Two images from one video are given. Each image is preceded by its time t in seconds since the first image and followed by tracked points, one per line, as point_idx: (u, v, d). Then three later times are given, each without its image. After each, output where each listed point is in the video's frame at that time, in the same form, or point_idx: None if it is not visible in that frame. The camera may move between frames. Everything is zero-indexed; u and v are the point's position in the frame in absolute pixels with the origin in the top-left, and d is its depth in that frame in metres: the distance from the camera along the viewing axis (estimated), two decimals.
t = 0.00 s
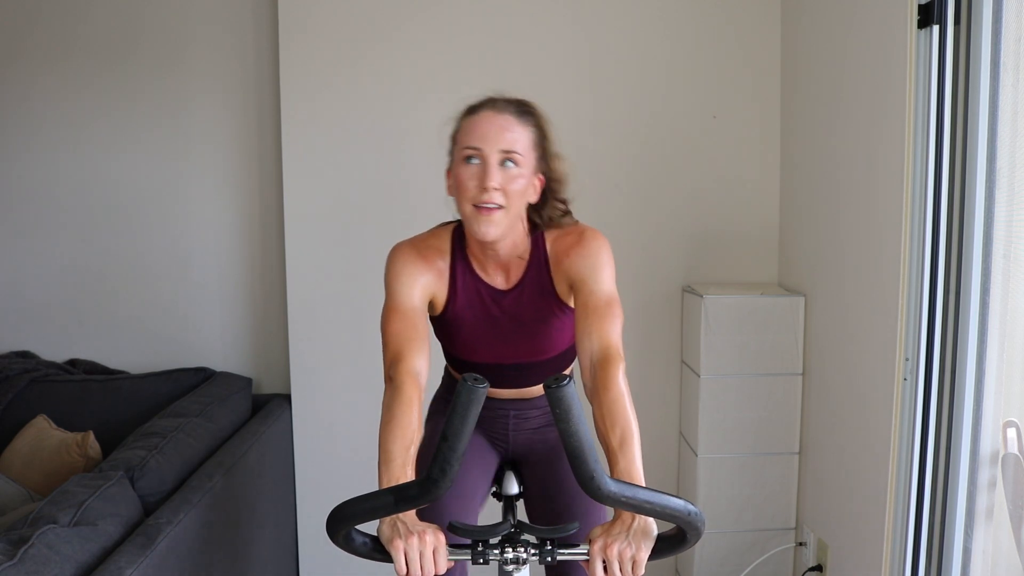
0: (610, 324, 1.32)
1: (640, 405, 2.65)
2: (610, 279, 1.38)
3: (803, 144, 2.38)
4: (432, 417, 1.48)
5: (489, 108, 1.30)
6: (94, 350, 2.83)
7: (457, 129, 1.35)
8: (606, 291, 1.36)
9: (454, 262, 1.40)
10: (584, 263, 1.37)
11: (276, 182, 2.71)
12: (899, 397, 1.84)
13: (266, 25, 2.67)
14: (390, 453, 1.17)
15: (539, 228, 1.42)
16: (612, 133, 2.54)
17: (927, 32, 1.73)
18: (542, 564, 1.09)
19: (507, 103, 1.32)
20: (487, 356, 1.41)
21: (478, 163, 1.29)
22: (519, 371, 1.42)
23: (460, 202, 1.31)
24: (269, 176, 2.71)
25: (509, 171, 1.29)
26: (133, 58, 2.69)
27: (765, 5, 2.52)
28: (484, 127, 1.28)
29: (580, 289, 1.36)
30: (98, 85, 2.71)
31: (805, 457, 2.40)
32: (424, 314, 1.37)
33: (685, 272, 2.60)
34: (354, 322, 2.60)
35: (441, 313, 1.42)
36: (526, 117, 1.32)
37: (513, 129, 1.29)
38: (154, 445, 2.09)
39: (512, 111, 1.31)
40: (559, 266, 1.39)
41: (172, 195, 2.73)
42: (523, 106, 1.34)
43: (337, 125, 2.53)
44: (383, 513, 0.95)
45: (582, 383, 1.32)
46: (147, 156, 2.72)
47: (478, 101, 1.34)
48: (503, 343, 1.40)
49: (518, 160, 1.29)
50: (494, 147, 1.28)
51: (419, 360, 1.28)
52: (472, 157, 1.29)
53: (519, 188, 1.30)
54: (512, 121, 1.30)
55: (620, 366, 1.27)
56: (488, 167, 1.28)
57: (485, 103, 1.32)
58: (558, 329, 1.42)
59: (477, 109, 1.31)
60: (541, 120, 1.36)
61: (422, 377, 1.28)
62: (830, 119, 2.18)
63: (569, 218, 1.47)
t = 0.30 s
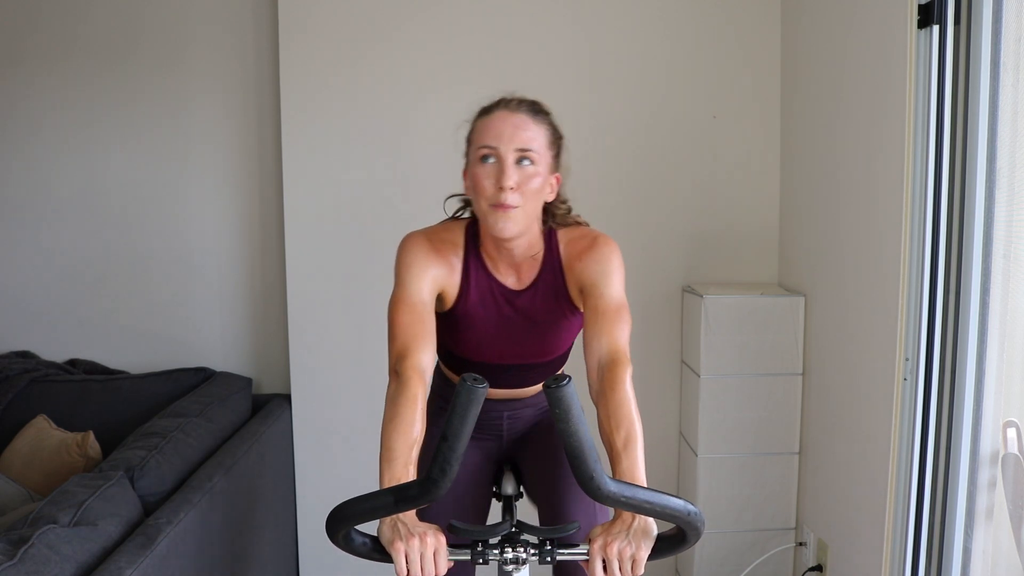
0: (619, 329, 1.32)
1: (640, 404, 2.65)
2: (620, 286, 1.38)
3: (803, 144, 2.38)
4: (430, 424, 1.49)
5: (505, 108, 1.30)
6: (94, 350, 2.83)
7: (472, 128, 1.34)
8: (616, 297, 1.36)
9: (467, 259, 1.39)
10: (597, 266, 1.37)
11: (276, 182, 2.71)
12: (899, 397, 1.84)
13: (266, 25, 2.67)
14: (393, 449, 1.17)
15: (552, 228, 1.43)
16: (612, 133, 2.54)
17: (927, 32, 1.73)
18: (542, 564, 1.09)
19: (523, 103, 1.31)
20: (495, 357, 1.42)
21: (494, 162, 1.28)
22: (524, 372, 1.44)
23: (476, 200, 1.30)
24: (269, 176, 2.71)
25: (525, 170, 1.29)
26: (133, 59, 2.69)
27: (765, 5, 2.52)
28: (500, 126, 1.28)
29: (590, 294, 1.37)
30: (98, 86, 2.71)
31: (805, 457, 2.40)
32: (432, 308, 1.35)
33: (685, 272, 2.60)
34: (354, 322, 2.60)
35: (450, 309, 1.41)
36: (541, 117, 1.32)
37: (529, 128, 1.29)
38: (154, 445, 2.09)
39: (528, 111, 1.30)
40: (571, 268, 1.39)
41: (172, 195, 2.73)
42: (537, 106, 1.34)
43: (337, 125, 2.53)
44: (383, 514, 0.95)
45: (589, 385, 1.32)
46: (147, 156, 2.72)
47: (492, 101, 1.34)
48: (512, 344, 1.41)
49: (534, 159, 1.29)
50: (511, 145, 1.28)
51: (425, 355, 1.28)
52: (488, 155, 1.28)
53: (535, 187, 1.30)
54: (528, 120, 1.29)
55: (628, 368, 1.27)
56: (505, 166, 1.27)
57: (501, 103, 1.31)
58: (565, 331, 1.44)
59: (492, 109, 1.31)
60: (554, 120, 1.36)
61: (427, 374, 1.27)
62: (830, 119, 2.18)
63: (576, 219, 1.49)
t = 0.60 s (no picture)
0: (610, 325, 1.32)
1: (640, 404, 2.65)
2: (611, 280, 1.38)
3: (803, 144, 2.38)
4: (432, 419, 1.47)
5: (489, 107, 1.32)
6: (94, 350, 2.83)
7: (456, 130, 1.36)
8: (606, 291, 1.36)
9: (455, 261, 1.40)
10: (585, 261, 1.38)
11: (276, 181, 2.71)
12: (899, 397, 1.84)
13: (266, 25, 2.67)
14: (392, 453, 1.17)
15: (540, 227, 1.44)
16: (613, 133, 2.54)
17: (927, 33, 1.73)
18: (542, 565, 1.09)
19: (507, 101, 1.33)
20: (489, 356, 1.40)
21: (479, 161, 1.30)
22: (519, 371, 1.42)
23: (463, 201, 1.32)
24: (269, 176, 2.71)
25: (511, 168, 1.30)
26: (133, 59, 2.69)
27: (766, 5, 2.52)
28: (486, 125, 1.30)
29: (580, 289, 1.36)
30: (98, 85, 2.71)
31: (805, 457, 2.40)
32: (424, 312, 1.37)
33: (685, 272, 2.60)
34: (354, 321, 2.60)
35: (442, 313, 1.42)
36: (525, 115, 1.33)
37: (513, 127, 1.31)
38: (154, 445, 2.09)
39: (512, 109, 1.32)
40: (559, 265, 1.39)
41: (172, 195, 2.73)
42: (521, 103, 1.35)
43: (337, 125, 2.53)
44: (384, 513, 0.95)
45: (583, 383, 1.32)
46: (147, 155, 2.72)
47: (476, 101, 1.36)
48: (505, 343, 1.39)
49: (519, 157, 1.31)
50: (495, 144, 1.29)
51: (421, 359, 1.28)
52: (473, 155, 1.30)
53: (521, 185, 1.32)
54: (512, 118, 1.31)
55: (623, 365, 1.27)
56: (490, 165, 1.29)
57: (485, 102, 1.33)
58: (559, 331, 1.42)
59: (476, 108, 1.32)
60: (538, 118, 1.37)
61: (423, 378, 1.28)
62: (830, 119, 2.18)
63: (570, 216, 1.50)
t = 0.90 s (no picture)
0: (620, 331, 1.32)
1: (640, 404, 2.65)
2: (622, 289, 1.39)
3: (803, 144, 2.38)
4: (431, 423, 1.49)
5: (520, 108, 1.30)
6: (94, 350, 2.83)
7: (483, 128, 1.34)
8: (618, 300, 1.36)
9: (471, 260, 1.39)
10: (600, 268, 1.38)
11: (275, 181, 2.71)
12: (899, 397, 1.84)
13: (267, 25, 2.67)
14: (396, 451, 1.17)
15: (557, 231, 1.42)
16: (613, 133, 2.54)
17: (927, 32, 1.73)
18: (542, 565, 1.08)
19: (538, 103, 1.31)
20: (497, 358, 1.42)
21: (509, 164, 1.28)
22: (524, 375, 1.44)
23: (490, 202, 1.30)
24: (269, 176, 2.71)
25: (540, 173, 1.29)
26: (133, 59, 2.69)
27: (766, 6, 2.52)
28: (516, 128, 1.28)
29: (592, 296, 1.37)
30: (99, 85, 2.71)
31: (805, 457, 2.40)
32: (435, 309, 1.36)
33: (685, 272, 2.60)
34: (354, 321, 2.60)
35: (454, 309, 1.41)
36: (555, 118, 1.31)
37: (543, 131, 1.29)
38: (154, 445, 2.09)
39: (543, 112, 1.30)
40: (573, 270, 1.39)
41: (172, 195, 2.74)
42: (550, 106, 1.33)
43: (337, 125, 2.53)
44: (383, 513, 0.95)
45: (591, 388, 1.32)
46: (147, 155, 2.72)
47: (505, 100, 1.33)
48: (516, 345, 1.40)
49: (549, 162, 1.29)
50: (526, 148, 1.28)
51: (428, 356, 1.28)
52: (503, 158, 1.28)
53: (549, 189, 1.30)
54: (542, 122, 1.29)
55: (631, 371, 1.27)
56: (520, 169, 1.27)
57: (515, 102, 1.31)
58: (567, 335, 1.44)
59: (507, 109, 1.30)
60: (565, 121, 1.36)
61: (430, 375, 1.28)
62: (830, 118, 2.18)
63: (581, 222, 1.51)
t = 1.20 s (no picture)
0: (616, 327, 1.33)
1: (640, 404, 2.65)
2: (616, 281, 1.38)
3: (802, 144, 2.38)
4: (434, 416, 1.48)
5: (497, 108, 1.31)
6: (94, 350, 2.83)
7: (462, 130, 1.35)
8: (612, 293, 1.36)
9: (463, 261, 1.39)
10: (591, 262, 1.37)
11: (275, 182, 2.71)
12: (899, 397, 1.84)
13: (267, 25, 2.67)
14: (395, 452, 1.17)
15: (547, 227, 1.43)
16: (613, 133, 2.54)
17: (927, 33, 1.73)
18: (542, 565, 1.08)
19: (514, 101, 1.32)
20: (495, 357, 1.41)
21: (489, 165, 1.29)
22: (524, 373, 1.42)
23: (473, 205, 1.31)
24: (269, 176, 2.71)
25: (520, 172, 1.30)
26: (133, 59, 2.69)
27: (766, 6, 2.52)
28: (494, 128, 1.29)
29: (585, 290, 1.36)
30: (99, 85, 2.71)
31: (805, 457, 2.40)
32: (432, 313, 1.37)
33: (685, 272, 2.60)
34: (354, 321, 2.60)
35: (450, 311, 1.41)
36: (533, 116, 1.32)
37: (521, 129, 1.30)
38: (154, 445, 2.09)
39: (520, 110, 1.31)
40: (565, 265, 1.39)
41: (172, 195, 2.73)
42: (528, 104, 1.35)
43: (337, 125, 2.53)
44: (384, 513, 0.95)
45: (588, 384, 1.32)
46: (147, 155, 2.72)
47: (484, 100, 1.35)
48: (513, 343, 1.39)
49: (528, 161, 1.31)
50: (504, 147, 1.29)
51: (427, 361, 1.28)
52: (483, 159, 1.30)
53: (530, 187, 1.31)
54: (520, 120, 1.30)
55: (626, 367, 1.27)
56: (500, 169, 1.29)
57: (492, 102, 1.32)
58: (566, 330, 1.42)
59: (484, 110, 1.31)
60: (544, 118, 1.37)
61: (428, 380, 1.28)
62: (830, 118, 2.18)
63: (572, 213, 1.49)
